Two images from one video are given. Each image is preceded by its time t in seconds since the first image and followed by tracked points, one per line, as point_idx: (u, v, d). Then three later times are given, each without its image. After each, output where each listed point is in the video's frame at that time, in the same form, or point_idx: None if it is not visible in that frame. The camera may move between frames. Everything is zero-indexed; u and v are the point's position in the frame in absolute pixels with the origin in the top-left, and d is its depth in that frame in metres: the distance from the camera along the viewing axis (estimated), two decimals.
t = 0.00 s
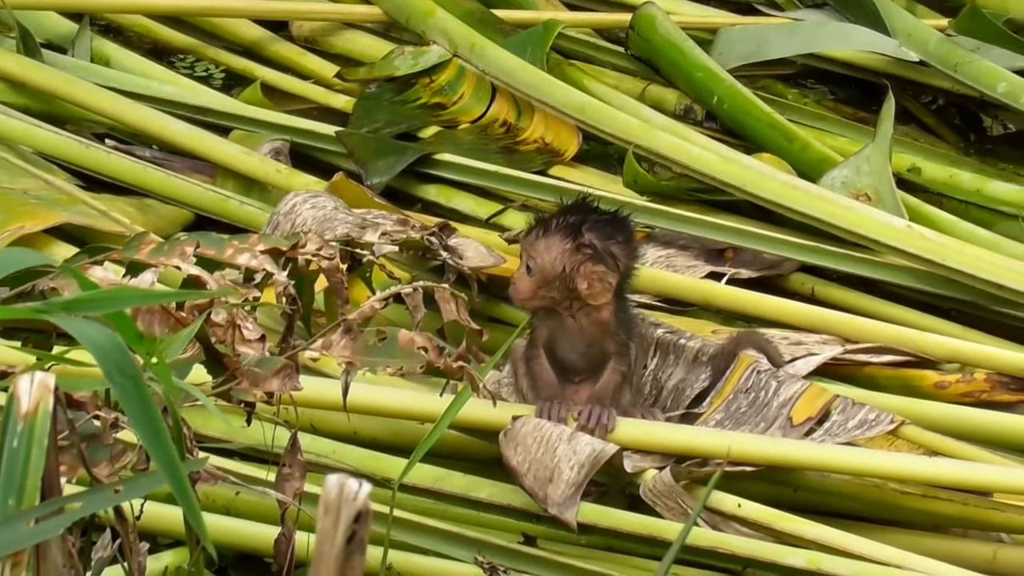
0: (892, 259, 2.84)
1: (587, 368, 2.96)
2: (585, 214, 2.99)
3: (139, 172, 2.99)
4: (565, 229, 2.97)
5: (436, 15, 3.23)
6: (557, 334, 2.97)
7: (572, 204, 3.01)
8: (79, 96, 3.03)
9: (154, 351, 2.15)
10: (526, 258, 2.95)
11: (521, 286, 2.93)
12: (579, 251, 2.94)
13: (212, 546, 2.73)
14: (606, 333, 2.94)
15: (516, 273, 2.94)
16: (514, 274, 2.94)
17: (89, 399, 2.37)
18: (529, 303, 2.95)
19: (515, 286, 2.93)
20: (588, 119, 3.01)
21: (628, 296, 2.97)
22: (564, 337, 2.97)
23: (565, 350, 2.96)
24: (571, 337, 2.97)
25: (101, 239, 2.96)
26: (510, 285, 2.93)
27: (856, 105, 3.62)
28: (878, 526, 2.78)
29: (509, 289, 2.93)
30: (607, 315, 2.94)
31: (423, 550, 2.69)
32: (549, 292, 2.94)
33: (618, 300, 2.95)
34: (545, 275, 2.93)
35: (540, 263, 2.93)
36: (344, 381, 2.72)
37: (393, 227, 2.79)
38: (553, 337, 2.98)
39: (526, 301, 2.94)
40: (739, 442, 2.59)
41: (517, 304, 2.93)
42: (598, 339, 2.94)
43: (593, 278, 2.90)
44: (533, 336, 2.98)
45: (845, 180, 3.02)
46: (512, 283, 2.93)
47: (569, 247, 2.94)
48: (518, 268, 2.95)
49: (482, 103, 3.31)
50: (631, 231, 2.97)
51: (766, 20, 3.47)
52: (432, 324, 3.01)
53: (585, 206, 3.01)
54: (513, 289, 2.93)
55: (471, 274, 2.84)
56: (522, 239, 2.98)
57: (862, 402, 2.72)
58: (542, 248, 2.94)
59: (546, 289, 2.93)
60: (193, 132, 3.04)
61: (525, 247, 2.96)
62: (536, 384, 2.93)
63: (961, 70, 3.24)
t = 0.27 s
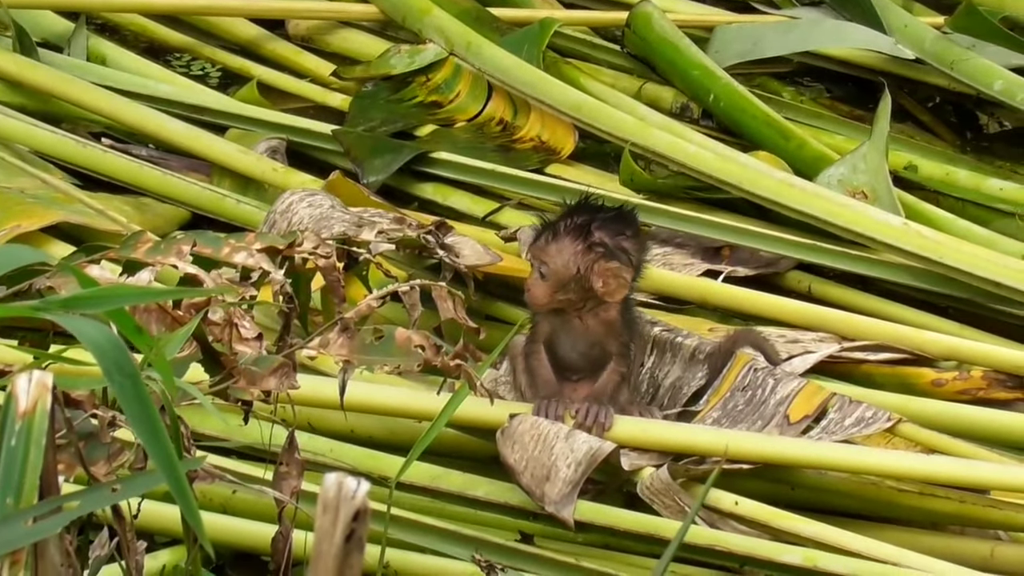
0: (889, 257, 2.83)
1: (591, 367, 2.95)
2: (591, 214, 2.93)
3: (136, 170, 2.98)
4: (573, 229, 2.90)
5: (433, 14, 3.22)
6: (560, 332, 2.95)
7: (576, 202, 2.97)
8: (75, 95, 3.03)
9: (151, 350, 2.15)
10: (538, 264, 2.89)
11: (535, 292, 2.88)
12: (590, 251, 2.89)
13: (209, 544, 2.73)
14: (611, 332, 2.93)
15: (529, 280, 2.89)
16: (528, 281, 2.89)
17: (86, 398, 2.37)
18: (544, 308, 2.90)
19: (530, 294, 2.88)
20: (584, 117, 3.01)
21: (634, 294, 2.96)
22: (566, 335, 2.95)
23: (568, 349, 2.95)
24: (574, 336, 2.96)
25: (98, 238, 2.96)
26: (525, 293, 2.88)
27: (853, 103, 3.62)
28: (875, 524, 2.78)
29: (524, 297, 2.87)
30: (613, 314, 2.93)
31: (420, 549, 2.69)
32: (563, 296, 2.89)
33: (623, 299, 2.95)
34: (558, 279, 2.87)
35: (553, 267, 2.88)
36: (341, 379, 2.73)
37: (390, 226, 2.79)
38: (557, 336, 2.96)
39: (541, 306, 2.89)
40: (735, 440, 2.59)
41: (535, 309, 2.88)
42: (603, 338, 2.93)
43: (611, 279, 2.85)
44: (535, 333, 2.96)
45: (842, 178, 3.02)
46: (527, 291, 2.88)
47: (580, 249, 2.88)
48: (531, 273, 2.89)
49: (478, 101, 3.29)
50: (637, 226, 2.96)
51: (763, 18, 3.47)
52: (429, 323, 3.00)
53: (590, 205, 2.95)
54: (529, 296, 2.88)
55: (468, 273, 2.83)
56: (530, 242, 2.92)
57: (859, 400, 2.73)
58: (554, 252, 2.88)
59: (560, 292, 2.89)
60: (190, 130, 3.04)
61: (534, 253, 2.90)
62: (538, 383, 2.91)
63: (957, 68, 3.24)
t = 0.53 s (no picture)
0: (882, 254, 2.83)
1: (579, 362, 3.02)
2: (596, 211, 2.98)
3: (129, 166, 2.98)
4: (578, 226, 2.95)
5: (426, 10, 3.26)
6: (548, 329, 3.01)
7: (566, 199, 2.98)
8: (68, 91, 3.02)
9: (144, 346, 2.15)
10: (554, 264, 2.94)
11: (556, 294, 2.94)
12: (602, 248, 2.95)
13: (202, 541, 2.73)
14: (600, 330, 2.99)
15: (544, 282, 2.93)
16: (544, 284, 2.93)
17: (79, 394, 2.37)
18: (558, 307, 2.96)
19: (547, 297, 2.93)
20: (577, 113, 3.01)
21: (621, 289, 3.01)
22: (553, 333, 3.01)
23: (556, 345, 3.01)
24: (562, 332, 3.02)
25: (90, 235, 2.96)
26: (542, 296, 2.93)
27: (846, 100, 3.62)
28: (867, 521, 2.78)
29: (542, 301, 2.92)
30: (602, 310, 2.99)
31: (412, 545, 2.69)
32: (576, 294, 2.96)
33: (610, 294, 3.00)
34: (578, 277, 2.94)
35: (572, 267, 2.94)
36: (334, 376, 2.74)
37: (382, 222, 2.79)
38: (544, 333, 3.01)
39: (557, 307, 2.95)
40: (729, 437, 2.60)
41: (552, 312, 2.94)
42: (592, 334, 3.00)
43: (624, 269, 2.89)
44: (523, 331, 3.00)
45: (835, 175, 3.02)
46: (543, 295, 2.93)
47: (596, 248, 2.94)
48: (545, 275, 2.94)
49: (471, 98, 3.31)
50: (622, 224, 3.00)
51: (756, 14, 3.47)
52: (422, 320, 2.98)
53: (589, 202, 2.99)
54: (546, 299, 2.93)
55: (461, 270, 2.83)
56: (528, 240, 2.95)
57: (851, 397, 2.73)
58: (572, 252, 2.94)
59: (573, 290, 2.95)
60: (183, 127, 3.04)
61: (547, 253, 2.94)
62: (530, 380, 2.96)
63: (950, 64, 3.24)
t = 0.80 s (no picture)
0: (877, 253, 2.83)
1: (571, 360, 3.04)
2: (597, 208, 2.98)
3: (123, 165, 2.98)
4: (582, 221, 2.96)
5: (420, 9, 3.25)
6: (541, 328, 3.03)
7: (564, 197, 2.99)
8: (63, 90, 3.02)
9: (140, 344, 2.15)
10: (562, 258, 2.97)
11: (566, 290, 2.96)
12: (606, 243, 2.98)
13: (198, 539, 2.73)
14: (594, 330, 3.01)
15: (553, 278, 2.95)
16: (554, 280, 2.95)
17: (74, 393, 2.37)
18: (564, 305, 2.99)
19: (559, 294, 2.95)
20: (572, 112, 3.01)
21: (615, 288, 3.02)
22: (547, 332, 3.02)
23: (549, 345, 3.03)
24: (557, 331, 3.04)
25: (85, 234, 2.96)
26: (552, 293, 2.95)
27: (841, 98, 3.62)
28: (862, 519, 2.78)
29: (554, 297, 2.94)
30: (598, 308, 3.01)
31: (407, 544, 2.69)
32: (583, 289, 2.98)
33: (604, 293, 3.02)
34: (587, 272, 2.97)
35: (581, 261, 2.97)
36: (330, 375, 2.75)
37: (377, 221, 2.79)
38: (538, 333, 3.02)
39: (566, 303, 2.97)
40: (724, 435, 2.61)
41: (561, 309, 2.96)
42: (585, 333, 3.02)
43: (623, 266, 2.91)
44: (517, 331, 3.01)
45: (830, 173, 3.01)
46: (553, 291, 2.95)
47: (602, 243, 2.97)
48: (554, 271, 2.96)
49: (466, 97, 3.31)
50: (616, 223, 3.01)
51: (751, 13, 3.47)
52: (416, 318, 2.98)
53: (587, 199, 2.99)
54: (556, 296, 2.95)
55: (457, 269, 2.83)
56: (528, 238, 2.96)
57: (846, 396, 2.73)
58: (580, 246, 2.96)
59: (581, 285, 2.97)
60: (178, 125, 3.03)
61: (555, 248, 2.96)
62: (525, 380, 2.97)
63: (945, 63, 3.24)
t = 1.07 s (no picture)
0: (872, 252, 2.82)
1: (564, 359, 3.06)
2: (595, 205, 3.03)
3: (117, 165, 2.98)
4: (584, 217, 3.01)
5: (414, 7, 3.24)
6: (535, 327, 3.06)
7: (565, 195, 3.04)
8: (57, 89, 3.02)
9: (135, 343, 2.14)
10: (565, 253, 3.01)
11: (568, 285, 3.00)
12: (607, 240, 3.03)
13: (192, 538, 2.73)
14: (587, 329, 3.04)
15: (555, 272, 3.00)
16: (555, 274, 3.00)
17: (69, 392, 2.37)
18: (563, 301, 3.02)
19: (560, 287, 2.99)
20: (567, 111, 3.01)
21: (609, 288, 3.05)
22: (540, 331, 3.06)
23: (542, 344, 3.05)
24: (550, 331, 3.06)
25: (79, 233, 2.96)
26: (554, 287, 2.99)
27: (835, 97, 3.62)
28: (856, 518, 2.78)
29: (555, 291, 2.99)
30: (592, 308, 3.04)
31: (401, 543, 2.69)
32: (583, 285, 3.02)
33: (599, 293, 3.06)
34: (587, 267, 3.00)
35: (583, 256, 3.01)
36: (323, 374, 2.74)
37: (371, 220, 2.78)
38: (532, 332, 3.06)
39: (567, 298, 3.01)
40: (719, 435, 2.61)
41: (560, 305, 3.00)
42: (579, 332, 3.05)
43: (616, 266, 2.92)
44: (510, 329, 3.04)
45: (823, 172, 3.01)
46: (555, 284, 2.99)
47: (603, 239, 3.02)
48: (556, 265, 3.01)
49: (460, 96, 3.31)
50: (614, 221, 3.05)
51: (744, 12, 3.47)
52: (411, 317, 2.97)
53: (585, 197, 3.03)
54: (557, 290, 2.99)
55: (451, 268, 2.83)
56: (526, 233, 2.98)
57: (840, 394, 2.73)
58: (582, 241, 3.01)
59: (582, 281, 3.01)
60: (172, 125, 3.03)
61: (557, 243, 3.01)
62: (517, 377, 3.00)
63: (939, 61, 3.24)
